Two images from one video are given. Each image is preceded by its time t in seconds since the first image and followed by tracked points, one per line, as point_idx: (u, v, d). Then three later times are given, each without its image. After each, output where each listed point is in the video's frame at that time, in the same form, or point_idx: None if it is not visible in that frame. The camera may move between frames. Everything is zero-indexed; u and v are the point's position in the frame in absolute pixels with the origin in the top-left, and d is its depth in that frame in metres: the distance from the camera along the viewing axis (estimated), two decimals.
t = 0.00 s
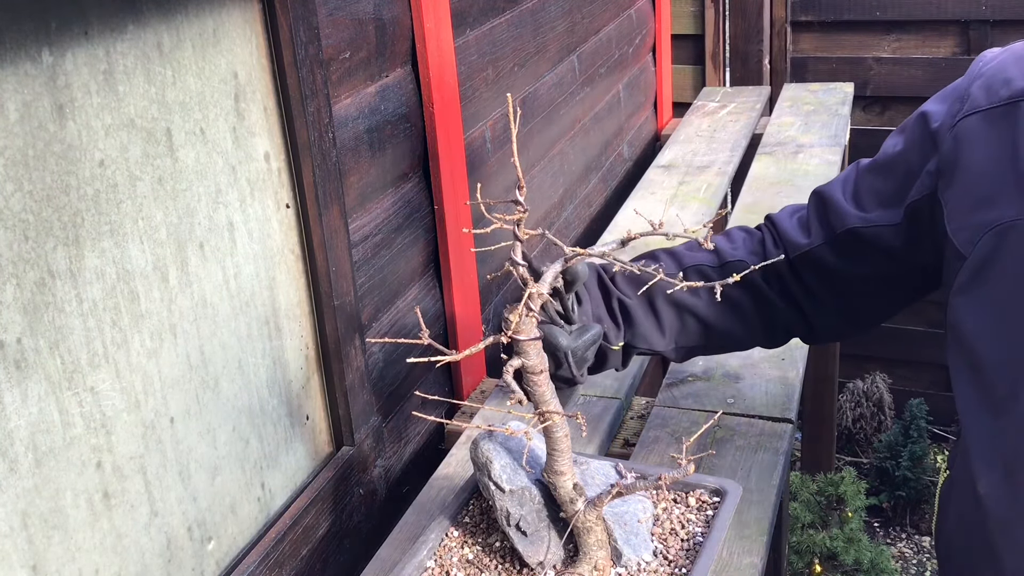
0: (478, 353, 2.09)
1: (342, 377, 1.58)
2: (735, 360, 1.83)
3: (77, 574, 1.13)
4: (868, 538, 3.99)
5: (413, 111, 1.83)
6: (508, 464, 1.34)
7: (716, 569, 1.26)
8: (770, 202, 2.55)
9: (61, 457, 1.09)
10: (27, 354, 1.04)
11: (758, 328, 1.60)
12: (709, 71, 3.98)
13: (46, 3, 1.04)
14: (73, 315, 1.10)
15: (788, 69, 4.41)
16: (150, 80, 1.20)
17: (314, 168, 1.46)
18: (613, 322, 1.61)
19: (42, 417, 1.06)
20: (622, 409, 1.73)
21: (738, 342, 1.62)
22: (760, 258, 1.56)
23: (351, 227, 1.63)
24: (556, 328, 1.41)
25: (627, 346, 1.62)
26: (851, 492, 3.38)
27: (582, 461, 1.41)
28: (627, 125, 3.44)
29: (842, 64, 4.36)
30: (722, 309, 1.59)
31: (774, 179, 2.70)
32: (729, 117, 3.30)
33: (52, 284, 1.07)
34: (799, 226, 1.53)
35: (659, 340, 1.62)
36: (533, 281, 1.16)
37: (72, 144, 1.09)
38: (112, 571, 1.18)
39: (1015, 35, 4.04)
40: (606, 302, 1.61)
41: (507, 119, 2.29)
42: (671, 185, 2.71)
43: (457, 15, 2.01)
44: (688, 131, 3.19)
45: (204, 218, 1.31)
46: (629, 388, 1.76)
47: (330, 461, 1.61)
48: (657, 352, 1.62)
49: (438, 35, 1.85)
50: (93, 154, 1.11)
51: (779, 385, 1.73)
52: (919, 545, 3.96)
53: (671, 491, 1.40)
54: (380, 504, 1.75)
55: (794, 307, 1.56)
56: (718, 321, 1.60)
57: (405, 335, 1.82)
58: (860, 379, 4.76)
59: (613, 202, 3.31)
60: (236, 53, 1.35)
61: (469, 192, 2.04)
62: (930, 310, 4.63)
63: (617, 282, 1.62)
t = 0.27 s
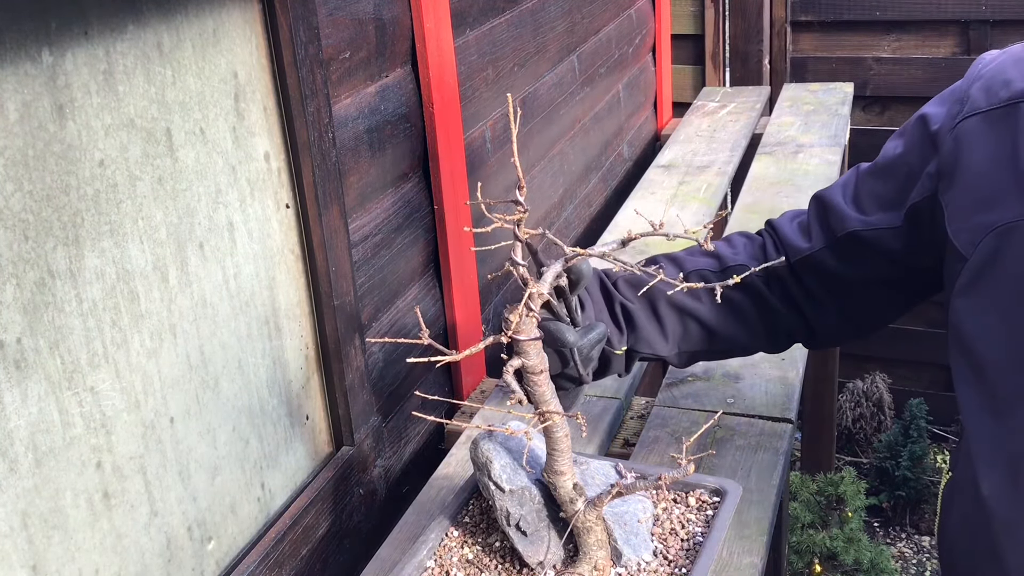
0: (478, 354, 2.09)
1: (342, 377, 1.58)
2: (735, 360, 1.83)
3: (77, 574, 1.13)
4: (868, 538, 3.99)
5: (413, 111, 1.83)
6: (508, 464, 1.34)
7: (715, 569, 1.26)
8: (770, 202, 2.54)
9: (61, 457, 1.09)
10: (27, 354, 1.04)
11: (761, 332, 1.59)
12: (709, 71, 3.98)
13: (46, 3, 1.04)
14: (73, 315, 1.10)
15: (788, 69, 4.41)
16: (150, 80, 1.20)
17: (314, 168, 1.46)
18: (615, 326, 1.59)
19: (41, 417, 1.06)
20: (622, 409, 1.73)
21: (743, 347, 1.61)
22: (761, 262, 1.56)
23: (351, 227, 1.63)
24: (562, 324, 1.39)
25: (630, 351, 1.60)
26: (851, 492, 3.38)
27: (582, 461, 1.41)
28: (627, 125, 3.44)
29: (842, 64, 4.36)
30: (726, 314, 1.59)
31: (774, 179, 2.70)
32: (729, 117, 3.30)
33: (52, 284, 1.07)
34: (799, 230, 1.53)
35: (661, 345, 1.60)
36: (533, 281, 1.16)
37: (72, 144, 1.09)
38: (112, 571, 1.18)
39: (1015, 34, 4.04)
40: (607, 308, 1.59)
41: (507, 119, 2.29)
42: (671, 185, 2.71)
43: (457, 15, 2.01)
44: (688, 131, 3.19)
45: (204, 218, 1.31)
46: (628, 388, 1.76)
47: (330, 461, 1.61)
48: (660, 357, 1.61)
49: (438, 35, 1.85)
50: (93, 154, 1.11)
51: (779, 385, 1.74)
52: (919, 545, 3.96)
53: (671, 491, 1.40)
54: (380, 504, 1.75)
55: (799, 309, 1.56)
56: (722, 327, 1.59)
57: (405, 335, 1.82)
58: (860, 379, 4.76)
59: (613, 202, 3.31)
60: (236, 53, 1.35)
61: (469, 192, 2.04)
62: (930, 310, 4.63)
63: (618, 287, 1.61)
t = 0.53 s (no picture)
0: (478, 354, 2.09)
1: (342, 377, 1.58)
2: (736, 360, 1.83)
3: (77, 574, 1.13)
4: (868, 538, 3.99)
5: (413, 111, 1.83)
6: (508, 464, 1.34)
7: (715, 569, 1.26)
8: (770, 202, 2.54)
9: (61, 457, 1.09)
10: (27, 354, 1.04)
11: (761, 333, 1.59)
12: (709, 71, 3.98)
13: (46, 3, 1.04)
14: (73, 315, 1.10)
15: (788, 69, 4.41)
16: (150, 80, 1.20)
17: (314, 168, 1.46)
18: (613, 327, 1.58)
19: (42, 417, 1.06)
20: (622, 409, 1.73)
21: (742, 347, 1.61)
22: (761, 263, 1.56)
23: (351, 227, 1.63)
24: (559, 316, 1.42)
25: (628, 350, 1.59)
26: (851, 492, 3.38)
27: (582, 461, 1.41)
28: (627, 125, 3.44)
29: (842, 64, 4.36)
30: (726, 313, 1.58)
31: (774, 179, 2.70)
32: (729, 117, 3.30)
33: (52, 284, 1.07)
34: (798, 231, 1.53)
35: (659, 345, 1.59)
36: (534, 280, 1.16)
37: (72, 144, 1.09)
38: (112, 571, 1.18)
39: (1015, 34, 4.05)
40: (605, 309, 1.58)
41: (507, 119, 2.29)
42: (671, 185, 2.71)
43: (457, 15, 2.01)
44: (688, 131, 3.20)
45: (204, 217, 1.31)
46: (628, 388, 1.76)
47: (330, 461, 1.61)
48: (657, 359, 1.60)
49: (438, 35, 1.85)
50: (93, 154, 1.11)
51: (779, 385, 1.73)
52: (919, 545, 3.96)
53: (671, 492, 1.40)
54: (380, 504, 1.75)
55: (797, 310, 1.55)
56: (721, 326, 1.59)
57: (405, 336, 1.82)
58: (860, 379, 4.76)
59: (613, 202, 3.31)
60: (236, 53, 1.35)
61: (469, 192, 2.04)
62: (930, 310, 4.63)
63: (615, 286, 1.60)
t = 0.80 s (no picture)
0: (478, 354, 2.09)
1: (342, 377, 1.58)
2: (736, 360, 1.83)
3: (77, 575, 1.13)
4: (868, 538, 3.99)
5: (413, 111, 1.83)
6: (508, 464, 1.34)
7: (715, 568, 1.26)
8: (770, 202, 2.55)
9: (61, 457, 1.09)
10: (27, 354, 1.04)
11: (797, 338, 1.56)
12: (709, 71, 3.98)
13: (46, 3, 1.04)
14: (73, 315, 1.10)
15: (787, 69, 4.41)
16: (150, 80, 1.20)
17: (314, 168, 1.46)
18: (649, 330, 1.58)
19: (42, 417, 1.06)
20: (622, 409, 1.73)
21: (777, 352, 1.58)
22: (799, 268, 1.53)
23: (351, 227, 1.63)
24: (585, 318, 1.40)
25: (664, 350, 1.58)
26: (851, 492, 3.39)
27: (582, 461, 1.41)
28: (627, 125, 3.44)
29: (842, 64, 4.36)
30: (759, 317, 1.55)
31: (774, 179, 2.70)
32: (729, 117, 3.31)
33: (52, 284, 1.07)
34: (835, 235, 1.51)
35: (693, 349, 1.59)
36: (533, 281, 1.16)
37: (72, 144, 1.09)
38: (112, 571, 1.18)
39: (1015, 35, 4.05)
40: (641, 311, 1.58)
41: (507, 119, 2.29)
42: (671, 185, 2.71)
43: (457, 15, 2.01)
44: (688, 131, 3.20)
45: (204, 218, 1.31)
46: (628, 388, 1.76)
47: (330, 461, 1.61)
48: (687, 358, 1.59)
49: (438, 36, 1.85)
50: (93, 154, 1.11)
51: (779, 385, 1.74)
52: (919, 544, 3.96)
53: (671, 491, 1.40)
54: (380, 504, 1.75)
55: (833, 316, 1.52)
56: (755, 330, 1.56)
57: (405, 336, 1.82)
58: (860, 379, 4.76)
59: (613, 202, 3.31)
60: (236, 53, 1.35)
61: (469, 192, 2.04)
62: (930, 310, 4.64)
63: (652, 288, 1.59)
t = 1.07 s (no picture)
0: (478, 354, 2.09)
1: (342, 377, 1.58)
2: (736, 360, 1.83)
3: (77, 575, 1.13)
4: (868, 538, 3.99)
5: (413, 111, 1.83)
6: (508, 464, 1.34)
7: (716, 568, 1.26)
8: (770, 202, 2.55)
9: (61, 457, 1.09)
10: (27, 354, 1.04)
11: (969, 366, 1.39)
12: (709, 71, 3.97)
13: (46, 4, 1.04)
14: (72, 315, 1.10)
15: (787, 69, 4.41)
16: (150, 80, 1.20)
17: (314, 168, 1.46)
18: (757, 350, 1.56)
19: (42, 417, 1.06)
20: (622, 409, 1.73)
21: (955, 379, 1.42)
22: (965, 289, 1.37)
23: (351, 227, 1.63)
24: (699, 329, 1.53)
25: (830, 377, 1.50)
26: (851, 492, 3.39)
27: (582, 461, 1.41)
28: (627, 125, 3.44)
29: (842, 64, 4.36)
30: (926, 344, 1.41)
31: (775, 179, 2.70)
32: (729, 117, 3.31)
33: (52, 284, 1.07)
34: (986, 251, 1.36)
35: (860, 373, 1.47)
36: (533, 281, 1.16)
37: (72, 144, 1.09)
38: (112, 571, 1.18)
39: (1015, 35, 4.05)
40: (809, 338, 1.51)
41: (507, 119, 2.29)
42: (671, 185, 2.71)
43: (457, 15, 2.01)
44: (688, 131, 3.20)
45: (204, 218, 1.31)
46: (628, 388, 1.76)
47: (330, 461, 1.61)
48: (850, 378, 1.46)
49: (438, 35, 1.85)
50: (92, 154, 1.11)
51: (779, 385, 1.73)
52: (920, 544, 3.96)
53: (672, 491, 1.40)
54: (380, 504, 1.75)
55: (1012, 339, 1.34)
56: (925, 358, 1.41)
57: (405, 335, 1.82)
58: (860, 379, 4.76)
59: (613, 202, 3.31)
60: (236, 53, 1.35)
61: (469, 192, 2.04)
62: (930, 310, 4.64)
63: (817, 316, 1.51)
